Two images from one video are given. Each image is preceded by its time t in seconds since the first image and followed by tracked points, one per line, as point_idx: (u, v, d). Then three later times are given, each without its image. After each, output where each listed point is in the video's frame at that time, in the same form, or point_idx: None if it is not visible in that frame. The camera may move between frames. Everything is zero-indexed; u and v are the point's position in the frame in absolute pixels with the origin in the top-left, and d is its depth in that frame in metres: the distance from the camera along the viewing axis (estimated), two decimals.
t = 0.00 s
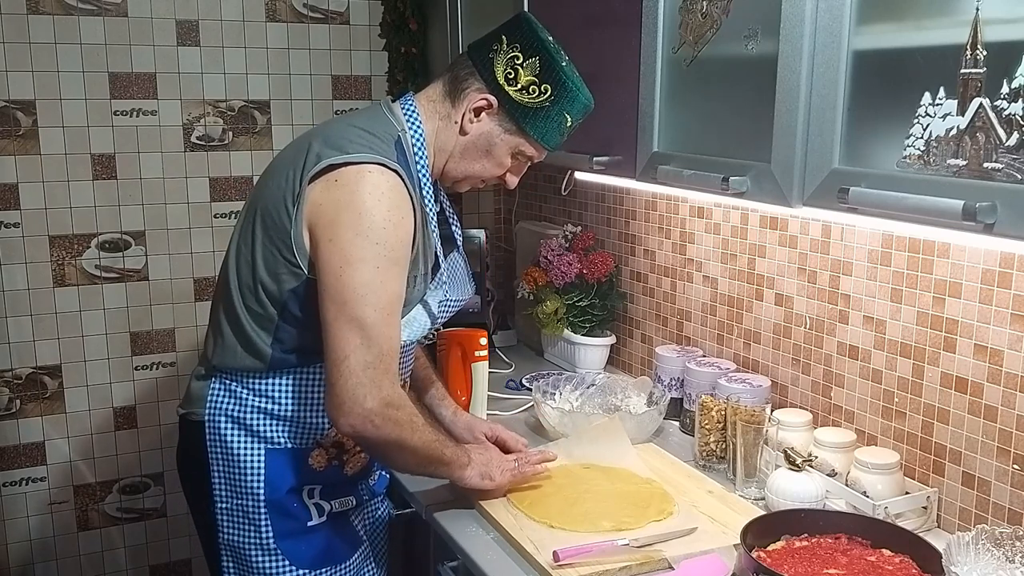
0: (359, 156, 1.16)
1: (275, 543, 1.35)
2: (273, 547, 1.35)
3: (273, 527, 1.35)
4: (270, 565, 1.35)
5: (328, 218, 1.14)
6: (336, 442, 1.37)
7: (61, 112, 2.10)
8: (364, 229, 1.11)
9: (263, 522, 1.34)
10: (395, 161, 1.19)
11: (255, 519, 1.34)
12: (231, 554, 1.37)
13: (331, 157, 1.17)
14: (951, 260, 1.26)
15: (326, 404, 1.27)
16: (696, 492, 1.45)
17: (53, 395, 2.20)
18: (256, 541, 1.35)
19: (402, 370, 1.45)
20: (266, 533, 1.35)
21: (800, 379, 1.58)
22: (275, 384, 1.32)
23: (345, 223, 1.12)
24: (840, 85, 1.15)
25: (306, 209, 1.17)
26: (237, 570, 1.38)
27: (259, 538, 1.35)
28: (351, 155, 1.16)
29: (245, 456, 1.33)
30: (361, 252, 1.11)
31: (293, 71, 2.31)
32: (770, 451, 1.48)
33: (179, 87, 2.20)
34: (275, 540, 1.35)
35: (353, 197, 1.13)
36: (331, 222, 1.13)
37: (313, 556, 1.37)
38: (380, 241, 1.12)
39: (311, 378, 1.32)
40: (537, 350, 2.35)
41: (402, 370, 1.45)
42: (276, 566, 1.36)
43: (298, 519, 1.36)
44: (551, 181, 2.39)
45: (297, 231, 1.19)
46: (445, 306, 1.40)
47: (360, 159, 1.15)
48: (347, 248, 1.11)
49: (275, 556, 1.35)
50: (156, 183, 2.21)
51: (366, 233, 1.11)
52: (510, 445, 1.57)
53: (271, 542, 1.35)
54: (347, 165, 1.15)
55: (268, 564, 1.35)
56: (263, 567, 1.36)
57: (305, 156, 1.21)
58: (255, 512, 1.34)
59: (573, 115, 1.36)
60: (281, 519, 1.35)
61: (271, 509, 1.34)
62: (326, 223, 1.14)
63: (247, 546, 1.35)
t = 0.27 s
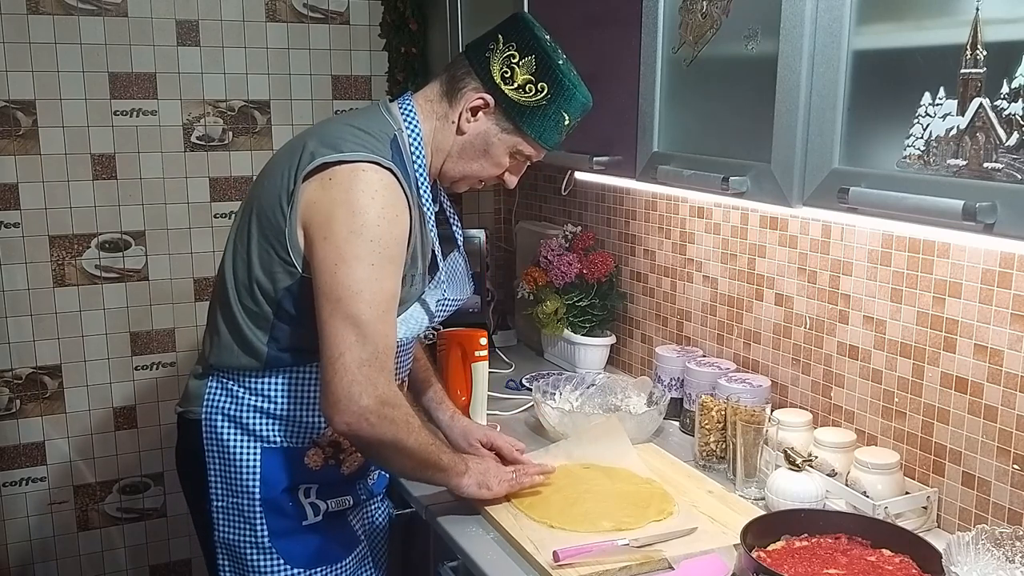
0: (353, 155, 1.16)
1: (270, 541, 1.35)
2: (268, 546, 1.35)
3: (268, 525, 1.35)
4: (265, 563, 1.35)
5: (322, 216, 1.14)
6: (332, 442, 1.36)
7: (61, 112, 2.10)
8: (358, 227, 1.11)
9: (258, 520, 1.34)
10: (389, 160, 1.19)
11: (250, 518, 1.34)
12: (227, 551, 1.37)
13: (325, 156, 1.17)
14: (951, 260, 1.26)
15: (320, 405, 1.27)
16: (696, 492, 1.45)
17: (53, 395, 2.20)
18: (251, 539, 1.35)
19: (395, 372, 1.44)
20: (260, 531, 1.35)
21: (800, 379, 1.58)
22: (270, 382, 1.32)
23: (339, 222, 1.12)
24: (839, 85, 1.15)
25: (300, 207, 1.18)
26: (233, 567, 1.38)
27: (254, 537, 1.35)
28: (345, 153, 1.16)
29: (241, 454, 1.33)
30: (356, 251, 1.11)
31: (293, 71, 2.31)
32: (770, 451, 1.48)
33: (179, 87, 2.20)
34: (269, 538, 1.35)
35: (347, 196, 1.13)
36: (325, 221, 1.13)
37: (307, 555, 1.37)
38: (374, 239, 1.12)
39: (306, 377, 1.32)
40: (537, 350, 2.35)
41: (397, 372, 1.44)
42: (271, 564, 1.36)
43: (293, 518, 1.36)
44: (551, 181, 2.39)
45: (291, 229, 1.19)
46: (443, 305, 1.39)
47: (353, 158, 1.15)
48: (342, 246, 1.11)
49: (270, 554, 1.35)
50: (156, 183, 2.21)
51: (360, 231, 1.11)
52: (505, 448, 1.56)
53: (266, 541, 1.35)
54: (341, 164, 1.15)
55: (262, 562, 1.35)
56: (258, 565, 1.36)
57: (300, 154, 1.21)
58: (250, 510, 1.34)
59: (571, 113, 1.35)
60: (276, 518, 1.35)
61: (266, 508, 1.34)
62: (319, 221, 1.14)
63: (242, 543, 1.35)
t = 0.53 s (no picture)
0: (345, 155, 1.16)
1: (262, 541, 1.35)
2: (260, 545, 1.35)
3: (261, 525, 1.35)
4: (257, 563, 1.35)
5: (315, 217, 1.14)
6: (326, 443, 1.36)
7: (61, 112, 2.10)
8: (351, 227, 1.11)
9: (251, 519, 1.34)
10: (382, 159, 1.18)
11: (243, 517, 1.35)
12: (220, 550, 1.38)
13: (317, 156, 1.17)
14: (951, 260, 1.26)
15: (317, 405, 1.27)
16: (697, 492, 1.45)
17: (53, 395, 2.20)
18: (243, 538, 1.35)
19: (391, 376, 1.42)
20: (253, 531, 1.35)
21: (800, 379, 1.58)
22: (264, 382, 1.32)
23: (332, 222, 1.12)
24: (839, 85, 1.15)
25: (292, 208, 1.18)
26: (226, 566, 1.38)
27: (247, 536, 1.35)
28: (337, 153, 1.16)
29: (234, 453, 1.34)
30: (349, 251, 1.11)
31: (293, 71, 2.31)
32: (770, 451, 1.48)
33: (179, 87, 2.20)
34: (262, 538, 1.35)
35: (339, 196, 1.13)
36: (317, 221, 1.13)
37: (300, 555, 1.37)
38: (366, 238, 1.12)
39: (300, 377, 1.32)
40: (537, 350, 2.35)
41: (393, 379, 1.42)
42: (264, 564, 1.36)
43: (286, 518, 1.36)
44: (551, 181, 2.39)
45: (283, 230, 1.19)
46: (438, 305, 1.38)
47: (345, 158, 1.15)
48: (334, 246, 1.11)
49: (262, 553, 1.35)
50: (156, 183, 2.21)
51: (353, 231, 1.11)
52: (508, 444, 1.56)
53: (258, 540, 1.35)
54: (333, 164, 1.15)
55: (255, 562, 1.35)
56: (251, 565, 1.36)
57: (293, 155, 1.21)
58: (243, 510, 1.34)
59: (564, 102, 1.34)
60: (269, 517, 1.35)
61: (260, 507, 1.35)
62: (312, 221, 1.14)
63: (235, 542, 1.36)
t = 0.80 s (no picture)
0: (316, 146, 1.13)
1: (314, 565, 1.33)
2: (312, 569, 1.34)
3: (312, 548, 1.33)
4: None
5: (293, 215, 1.12)
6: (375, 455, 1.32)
7: (60, 112, 2.10)
8: (330, 223, 1.09)
9: (302, 543, 1.33)
10: (357, 141, 1.16)
11: (294, 541, 1.33)
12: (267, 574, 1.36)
13: (288, 152, 1.14)
14: (952, 260, 1.26)
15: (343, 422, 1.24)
16: (697, 492, 1.45)
17: (52, 395, 2.20)
18: (294, 564, 1.33)
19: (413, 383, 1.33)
20: (303, 555, 1.33)
21: (800, 379, 1.58)
22: (299, 398, 1.28)
23: (311, 220, 1.10)
24: (840, 85, 1.15)
25: (271, 207, 1.15)
26: None
27: (296, 560, 1.33)
28: (308, 146, 1.14)
29: (285, 476, 1.31)
30: (330, 249, 1.08)
31: (293, 71, 2.31)
32: (771, 451, 1.49)
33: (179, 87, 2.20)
34: (314, 561, 1.33)
35: (316, 191, 1.10)
36: (298, 220, 1.11)
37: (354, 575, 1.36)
38: (346, 234, 1.09)
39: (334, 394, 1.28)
40: (537, 350, 2.35)
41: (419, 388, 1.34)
42: None
43: (339, 539, 1.34)
44: (550, 181, 2.39)
45: (269, 231, 1.17)
46: (455, 275, 1.36)
47: (316, 149, 1.12)
48: (316, 245, 1.09)
49: None
50: (155, 183, 2.21)
51: (332, 227, 1.09)
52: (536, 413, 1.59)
53: (309, 563, 1.33)
54: (306, 158, 1.13)
55: None
56: None
57: (267, 156, 1.20)
58: (293, 534, 1.32)
59: (540, 26, 1.31)
60: (320, 539, 1.33)
61: (310, 530, 1.33)
62: (292, 220, 1.12)
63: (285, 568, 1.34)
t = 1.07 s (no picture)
0: (306, 148, 1.13)
1: (308, 563, 1.34)
2: (307, 567, 1.34)
3: (306, 546, 1.34)
4: None
5: (284, 218, 1.12)
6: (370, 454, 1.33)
7: (60, 112, 2.10)
8: (320, 225, 1.09)
9: (297, 541, 1.33)
10: (346, 142, 1.16)
11: (289, 539, 1.33)
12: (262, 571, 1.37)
13: (278, 154, 1.15)
14: (952, 260, 1.26)
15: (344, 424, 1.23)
16: (697, 492, 1.45)
17: (53, 395, 2.20)
18: (289, 562, 1.34)
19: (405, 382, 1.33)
20: (298, 552, 1.34)
21: (800, 379, 1.58)
22: (295, 396, 1.28)
23: (301, 223, 1.10)
24: (840, 85, 1.15)
25: (262, 209, 1.16)
26: None
27: (291, 558, 1.34)
28: (297, 147, 1.14)
29: (279, 475, 1.31)
30: (320, 252, 1.09)
31: (293, 71, 2.31)
32: (771, 451, 1.48)
33: (179, 87, 2.20)
34: (308, 560, 1.34)
35: (306, 193, 1.11)
36: (288, 223, 1.11)
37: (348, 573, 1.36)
38: (336, 236, 1.09)
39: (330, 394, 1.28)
40: (537, 350, 2.35)
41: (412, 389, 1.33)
42: None
43: (333, 537, 1.35)
44: (550, 181, 2.39)
45: (259, 233, 1.17)
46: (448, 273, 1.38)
47: (306, 151, 1.13)
48: (307, 248, 1.10)
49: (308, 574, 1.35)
50: (156, 183, 2.21)
51: (323, 229, 1.09)
52: (548, 400, 1.60)
53: (303, 561, 1.34)
54: (296, 160, 1.13)
55: None
56: None
57: (258, 158, 1.20)
58: (287, 531, 1.33)
59: (529, 15, 1.29)
60: (315, 537, 1.34)
61: (304, 529, 1.33)
62: (283, 222, 1.12)
63: (280, 565, 1.34)
